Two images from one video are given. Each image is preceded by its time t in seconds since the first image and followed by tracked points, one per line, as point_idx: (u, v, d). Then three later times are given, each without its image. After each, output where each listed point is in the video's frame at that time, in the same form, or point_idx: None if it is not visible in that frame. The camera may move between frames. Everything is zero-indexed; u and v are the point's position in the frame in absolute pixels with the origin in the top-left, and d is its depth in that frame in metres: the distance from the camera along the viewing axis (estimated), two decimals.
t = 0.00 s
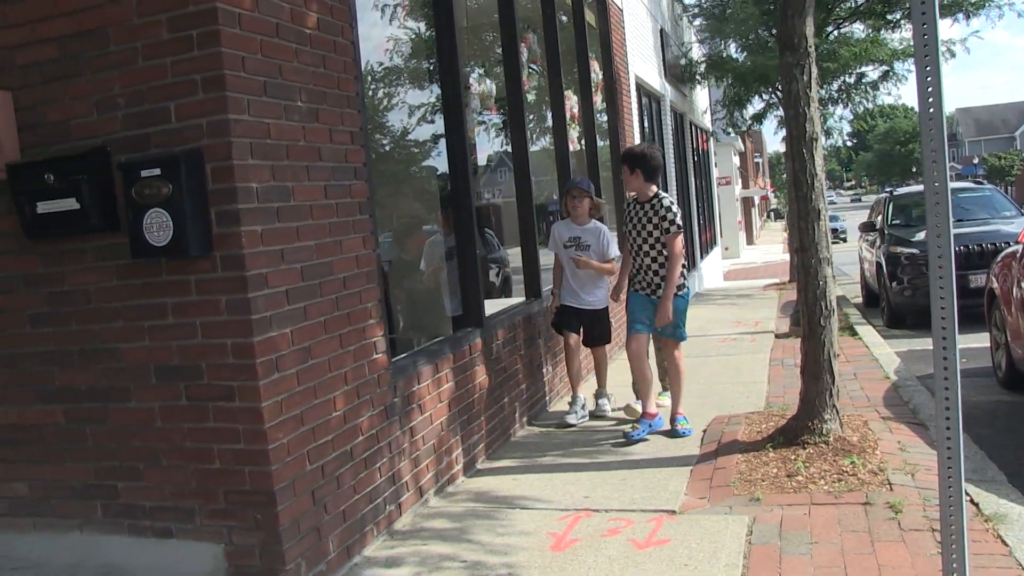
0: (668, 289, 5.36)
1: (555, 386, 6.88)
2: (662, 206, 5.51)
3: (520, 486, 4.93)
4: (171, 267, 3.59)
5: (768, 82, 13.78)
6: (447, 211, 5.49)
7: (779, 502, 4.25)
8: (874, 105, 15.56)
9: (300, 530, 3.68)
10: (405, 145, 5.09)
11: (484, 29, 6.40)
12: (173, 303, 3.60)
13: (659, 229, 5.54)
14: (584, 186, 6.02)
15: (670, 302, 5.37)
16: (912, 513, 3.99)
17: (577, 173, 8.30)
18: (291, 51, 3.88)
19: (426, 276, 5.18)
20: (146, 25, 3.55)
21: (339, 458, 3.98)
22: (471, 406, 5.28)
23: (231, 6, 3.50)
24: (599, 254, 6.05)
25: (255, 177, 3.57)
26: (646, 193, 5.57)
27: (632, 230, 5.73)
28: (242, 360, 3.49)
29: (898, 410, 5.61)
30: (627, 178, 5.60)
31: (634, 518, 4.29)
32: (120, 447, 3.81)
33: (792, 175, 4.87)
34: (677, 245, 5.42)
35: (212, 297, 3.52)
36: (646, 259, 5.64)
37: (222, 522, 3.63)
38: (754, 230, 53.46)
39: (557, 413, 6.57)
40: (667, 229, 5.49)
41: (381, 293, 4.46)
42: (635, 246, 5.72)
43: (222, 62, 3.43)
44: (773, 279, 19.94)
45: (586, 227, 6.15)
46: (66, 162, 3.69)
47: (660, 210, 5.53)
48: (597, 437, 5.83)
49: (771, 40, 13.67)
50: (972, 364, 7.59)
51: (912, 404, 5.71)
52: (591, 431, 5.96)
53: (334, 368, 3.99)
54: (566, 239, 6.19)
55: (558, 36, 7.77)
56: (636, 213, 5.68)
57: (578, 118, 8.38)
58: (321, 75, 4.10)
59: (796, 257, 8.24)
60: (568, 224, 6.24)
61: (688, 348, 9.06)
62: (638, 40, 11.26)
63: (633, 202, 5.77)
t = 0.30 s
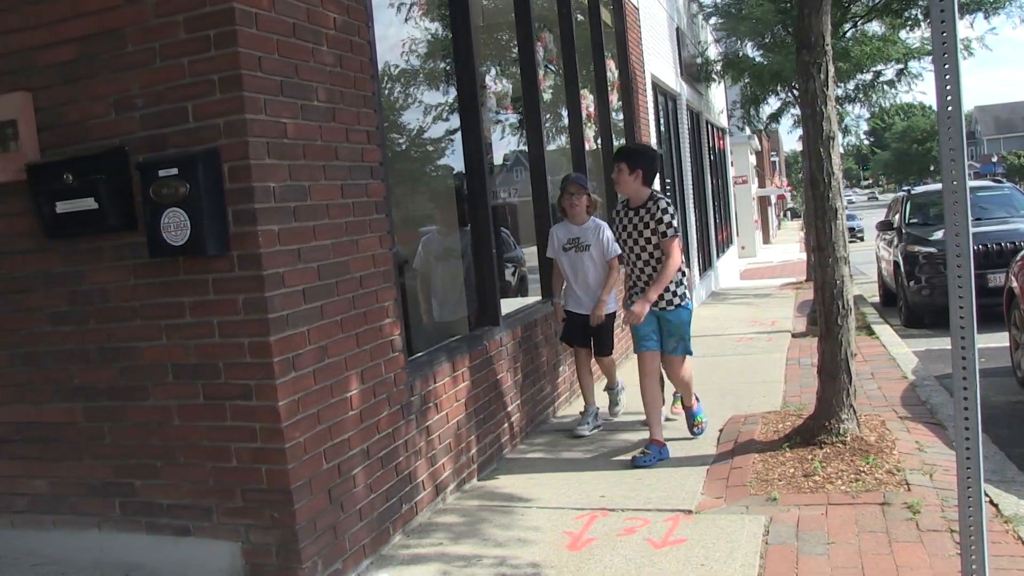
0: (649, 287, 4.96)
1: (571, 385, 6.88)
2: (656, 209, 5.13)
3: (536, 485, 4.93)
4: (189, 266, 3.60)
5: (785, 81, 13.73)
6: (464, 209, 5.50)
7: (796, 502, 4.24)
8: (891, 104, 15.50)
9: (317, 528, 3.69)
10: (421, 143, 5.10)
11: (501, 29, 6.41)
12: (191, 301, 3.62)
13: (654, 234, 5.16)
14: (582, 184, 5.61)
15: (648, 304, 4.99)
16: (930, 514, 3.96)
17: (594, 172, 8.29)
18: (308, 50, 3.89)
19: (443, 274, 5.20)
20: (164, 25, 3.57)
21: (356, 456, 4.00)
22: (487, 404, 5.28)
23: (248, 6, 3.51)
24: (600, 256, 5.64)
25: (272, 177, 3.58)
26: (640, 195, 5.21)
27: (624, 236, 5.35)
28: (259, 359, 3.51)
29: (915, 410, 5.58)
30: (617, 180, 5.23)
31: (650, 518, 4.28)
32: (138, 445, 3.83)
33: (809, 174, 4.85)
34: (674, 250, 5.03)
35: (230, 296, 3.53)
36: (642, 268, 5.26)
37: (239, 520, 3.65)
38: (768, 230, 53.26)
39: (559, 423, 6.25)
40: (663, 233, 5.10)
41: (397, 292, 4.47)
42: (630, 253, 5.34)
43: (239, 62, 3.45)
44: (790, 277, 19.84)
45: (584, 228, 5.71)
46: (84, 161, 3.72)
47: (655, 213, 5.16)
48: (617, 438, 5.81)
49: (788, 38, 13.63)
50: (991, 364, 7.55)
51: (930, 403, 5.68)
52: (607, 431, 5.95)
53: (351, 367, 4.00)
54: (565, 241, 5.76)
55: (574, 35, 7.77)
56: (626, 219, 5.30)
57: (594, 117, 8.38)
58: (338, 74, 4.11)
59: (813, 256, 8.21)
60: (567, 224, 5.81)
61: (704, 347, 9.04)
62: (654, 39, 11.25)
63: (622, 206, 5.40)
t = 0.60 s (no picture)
0: (711, 297, 4.47)
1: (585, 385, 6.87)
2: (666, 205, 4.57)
3: (550, 485, 4.93)
4: (205, 266, 3.62)
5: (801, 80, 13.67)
6: (478, 209, 5.50)
7: (811, 502, 4.22)
8: (908, 102, 15.40)
9: (332, 527, 3.70)
10: (435, 143, 5.11)
11: (516, 29, 6.41)
12: (207, 301, 3.64)
13: (663, 233, 4.60)
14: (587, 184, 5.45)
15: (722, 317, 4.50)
16: (948, 515, 3.94)
17: (608, 171, 8.28)
18: (323, 50, 3.91)
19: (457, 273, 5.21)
20: (180, 26, 3.59)
21: (370, 455, 4.01)
22: (501, 404, 5.28)
23: (263, 6, 3.52)
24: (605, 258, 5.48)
25: (287, 176, 3.60)
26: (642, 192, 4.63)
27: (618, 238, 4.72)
28: (275, 358, 3.52)
29: (932, 410, 5.55)
30: (619, 176, 4.58)
31: (665, 518, 4.27)
32: (154, 443, 3.86)
33: (825, 173, 4.83)
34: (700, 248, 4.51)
35: (246, 296, 3.55)
36: (647, 271, 4.64)
37: (254, 518, 3.67)
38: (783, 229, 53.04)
39: (573, 425, 6.18)
40: (677, 233, 4.56)
41: (412, 292, 4.48)
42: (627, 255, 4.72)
43: (254, 62, 3.46)
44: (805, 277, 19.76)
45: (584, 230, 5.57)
46: (102, 162, 3.75)
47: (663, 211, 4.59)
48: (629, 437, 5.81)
49: (803, 37, 13.56)
50: (1009, 364, 7.49)
51: (947, 404, 5.65)
52: (621, 431, 5.94)
53: (366, 366, 4.02)
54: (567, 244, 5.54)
55: (588, 34, 7.76)
56: (625, 217, 4.65)
57: (609, 116, 8.37)
58: (353, 75, 4.12)
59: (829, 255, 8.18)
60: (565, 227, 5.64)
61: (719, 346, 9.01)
62: (669, 39, 11.23)
63: (615, 203, 4.74)
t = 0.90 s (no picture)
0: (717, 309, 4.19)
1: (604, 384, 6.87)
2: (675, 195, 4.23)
3: (568, 484, 4.93)
4: (227, 266, 3.65)
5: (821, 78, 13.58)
6: (497, 208, 5.51)
7: (832, 503, 4.19)
8: (930, 99, 15.25)
9: (352, 525, 3.72)
10: (454, 142, 5.12)
11: (534, 27, 6.41)
12: (228, 300, 3.67)
13: (674, 226, 4.26)
14: (594, 174, 5.15)
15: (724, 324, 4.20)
16: (972, 517, 3.90)
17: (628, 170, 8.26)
18: (343, 50, 3.92)
19: (476, 272, 5.21)
20: (201, 27, 3.61)
21: (390, 454, 4.02)
22: (520, 403, 5.29)
23: (283, 7, 3.54)
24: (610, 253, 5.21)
25: (307, 176, 3.61)
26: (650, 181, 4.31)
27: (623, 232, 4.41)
28: (295, 357, 3.54)
29: (955, 410, 5.50)
30: (628, 157, 4.27)
31: (684, 518, 4.26)
32: (176, 441, 3.89)
33: (845, 171, 4.80)
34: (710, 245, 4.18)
35: (267, 295, 3.57)
36: (654, 267, 4.35)
37: (275, 516, 3.69)
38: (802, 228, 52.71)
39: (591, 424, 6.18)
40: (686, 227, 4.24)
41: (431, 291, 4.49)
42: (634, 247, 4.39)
43: (275, 63, 3.48)
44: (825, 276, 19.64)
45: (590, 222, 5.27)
46: (125, 162, 3.78)
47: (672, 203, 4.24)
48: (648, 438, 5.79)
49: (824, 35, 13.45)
50: None
51: (971, 404, 5.59)
52: (640, 430, 5.93)
53: (386, 365, 4.03)
54: (572, 237, 5.28)
55: (607, 32, 7.75)
56: (632, 205, 4.32)
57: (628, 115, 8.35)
58: (373, 74, 4.13)
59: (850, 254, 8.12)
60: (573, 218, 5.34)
61: (739, 345, 8.98)
62: (688, 37, 11.19)
63: (621, 191, 4.42)
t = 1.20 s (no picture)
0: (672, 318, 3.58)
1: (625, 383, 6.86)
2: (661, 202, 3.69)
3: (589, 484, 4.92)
4: (250, 266, 3.68)
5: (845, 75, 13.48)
6: (519, 207, 5.52)
7: (856, 504, 4.16)
8: (955, 97, 15.10)
9: (374, 524, 3.73)
10: (476, 142, 5.12)
11: (556, 27, 6.41)
12: (250, 300, 3.70)
13: (661, 237, 3.71)
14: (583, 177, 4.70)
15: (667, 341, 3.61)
16: (1000, 521, 3.85)
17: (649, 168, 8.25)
18: (365, 50, 3.94)
19: (497, 272, 5.22)
20: (225, 28, 3.64)
21: (413, 453, 4.03)
22: (541, 403, 5.30)
23: (306, 8, 3.55)
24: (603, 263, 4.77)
25: (329, 176, 3.62)
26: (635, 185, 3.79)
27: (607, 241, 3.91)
28: (318, 356, 3.55)
29: (982, 412, 5.44)
30: (610, 162, 3.79)
31: (707, 518, 4.24)
32: (200, 439, 3.92)
33: (869, 170, 4.77)
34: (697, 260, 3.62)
35: (289, 294, 3.59)
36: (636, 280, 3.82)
37: (297, 515, 3.71)
38: (822, 227, 52.35)
39: (612, 425, 6.18)
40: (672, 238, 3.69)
41: (453, 291, 4.51)
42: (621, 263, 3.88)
43: (297, 63, 3.49)
44: (847, 275, 19.49)
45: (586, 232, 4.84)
46: (150, 163, 3.82)
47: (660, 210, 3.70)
48: (670, 439, 5.77)
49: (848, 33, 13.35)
50: None
51: (998, 405, 5.53)
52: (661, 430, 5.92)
53: (408, 364, 4.04)
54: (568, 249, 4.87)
55: (629, 31, 7.73)
56: (618, 218, 3.81)
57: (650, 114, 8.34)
58: (395, 74, 4.14)
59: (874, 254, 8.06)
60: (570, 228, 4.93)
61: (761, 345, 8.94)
62: (710, 36, 11.15)
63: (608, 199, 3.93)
